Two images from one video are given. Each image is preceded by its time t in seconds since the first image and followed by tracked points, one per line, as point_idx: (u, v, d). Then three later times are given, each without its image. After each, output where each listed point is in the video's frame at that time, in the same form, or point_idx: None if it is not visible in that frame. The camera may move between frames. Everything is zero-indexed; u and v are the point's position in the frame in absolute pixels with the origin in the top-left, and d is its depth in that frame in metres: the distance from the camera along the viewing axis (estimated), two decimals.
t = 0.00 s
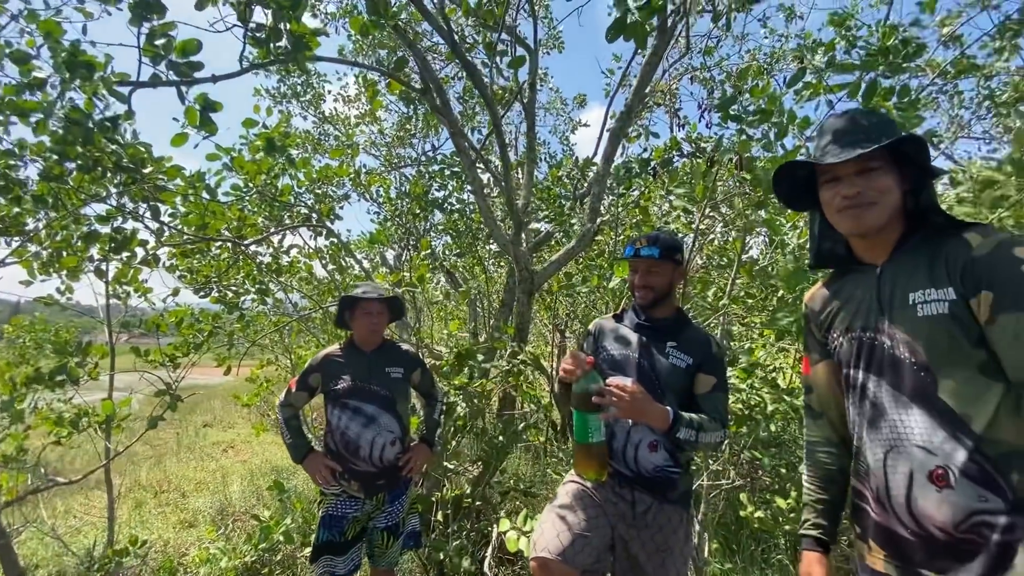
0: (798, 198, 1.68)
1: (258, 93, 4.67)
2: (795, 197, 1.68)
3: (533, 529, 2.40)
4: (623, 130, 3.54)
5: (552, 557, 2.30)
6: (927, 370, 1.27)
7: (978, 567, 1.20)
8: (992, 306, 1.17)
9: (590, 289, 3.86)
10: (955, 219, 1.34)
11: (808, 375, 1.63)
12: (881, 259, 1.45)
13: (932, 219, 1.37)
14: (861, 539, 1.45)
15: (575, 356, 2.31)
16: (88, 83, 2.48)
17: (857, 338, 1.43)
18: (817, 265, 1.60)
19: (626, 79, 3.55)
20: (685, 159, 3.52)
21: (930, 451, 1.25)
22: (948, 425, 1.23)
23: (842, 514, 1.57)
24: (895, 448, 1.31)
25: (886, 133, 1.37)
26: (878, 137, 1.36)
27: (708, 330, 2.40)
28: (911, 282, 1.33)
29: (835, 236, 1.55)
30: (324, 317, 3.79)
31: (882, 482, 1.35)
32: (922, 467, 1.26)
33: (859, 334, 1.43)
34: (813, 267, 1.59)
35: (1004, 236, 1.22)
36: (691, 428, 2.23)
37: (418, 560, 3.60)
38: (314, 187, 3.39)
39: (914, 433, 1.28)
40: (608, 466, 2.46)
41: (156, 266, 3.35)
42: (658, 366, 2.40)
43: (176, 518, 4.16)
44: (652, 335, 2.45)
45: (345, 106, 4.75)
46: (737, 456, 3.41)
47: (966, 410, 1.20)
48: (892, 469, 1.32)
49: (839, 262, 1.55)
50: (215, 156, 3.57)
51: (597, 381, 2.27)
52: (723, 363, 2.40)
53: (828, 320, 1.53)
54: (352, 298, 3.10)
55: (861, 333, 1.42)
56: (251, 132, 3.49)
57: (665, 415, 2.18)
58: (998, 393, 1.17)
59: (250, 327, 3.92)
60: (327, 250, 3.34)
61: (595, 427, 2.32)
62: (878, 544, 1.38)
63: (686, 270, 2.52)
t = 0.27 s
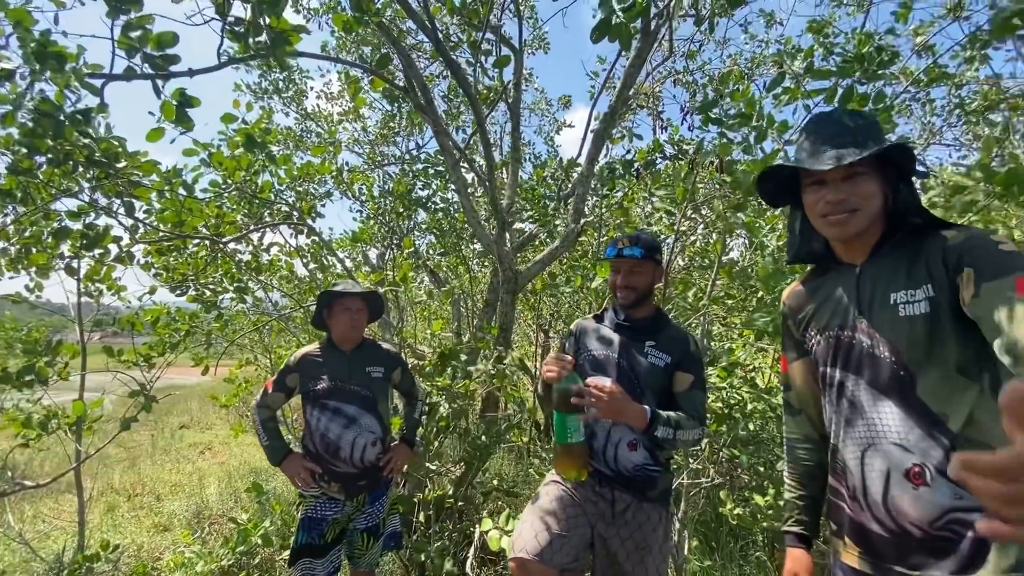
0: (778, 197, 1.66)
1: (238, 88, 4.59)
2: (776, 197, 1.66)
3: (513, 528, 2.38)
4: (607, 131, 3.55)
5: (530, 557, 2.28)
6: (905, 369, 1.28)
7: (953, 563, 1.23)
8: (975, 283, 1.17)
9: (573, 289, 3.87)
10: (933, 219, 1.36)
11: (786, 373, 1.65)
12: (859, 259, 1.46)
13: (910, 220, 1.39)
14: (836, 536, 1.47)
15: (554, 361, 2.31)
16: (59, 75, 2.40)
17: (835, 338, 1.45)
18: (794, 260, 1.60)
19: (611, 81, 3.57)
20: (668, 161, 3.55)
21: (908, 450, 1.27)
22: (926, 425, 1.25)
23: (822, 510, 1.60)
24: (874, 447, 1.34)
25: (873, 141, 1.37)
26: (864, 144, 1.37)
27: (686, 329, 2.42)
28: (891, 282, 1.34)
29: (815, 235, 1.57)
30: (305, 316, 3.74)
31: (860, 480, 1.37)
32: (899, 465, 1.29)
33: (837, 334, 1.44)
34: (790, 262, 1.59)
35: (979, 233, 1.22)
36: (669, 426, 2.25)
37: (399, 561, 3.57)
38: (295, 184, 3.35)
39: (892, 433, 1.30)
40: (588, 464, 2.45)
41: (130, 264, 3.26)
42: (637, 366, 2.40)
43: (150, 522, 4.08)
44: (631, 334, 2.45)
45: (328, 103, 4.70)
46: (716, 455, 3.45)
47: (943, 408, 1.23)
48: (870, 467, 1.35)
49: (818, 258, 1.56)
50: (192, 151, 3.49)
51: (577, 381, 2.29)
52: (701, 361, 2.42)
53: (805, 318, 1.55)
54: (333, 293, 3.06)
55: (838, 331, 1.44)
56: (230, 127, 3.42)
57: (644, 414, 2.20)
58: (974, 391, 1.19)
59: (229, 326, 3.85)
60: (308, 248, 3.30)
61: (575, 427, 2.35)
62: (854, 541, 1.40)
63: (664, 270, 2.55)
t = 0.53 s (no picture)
0: (753, 207, 1.64)
1: (222, 83, 4.52)
2: (750, 210, 1.63)
3: (497, 528, 2.39)
4: (595, 132, 3.56)
5: (512, 556, 2.29)
6: (888, 367, 1.29)
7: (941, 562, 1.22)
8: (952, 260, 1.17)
9: (561, 289, 3.87)
10: (905, 218, 1.37)
11: (773, 376, 1.65)
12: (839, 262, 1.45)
13: (881, 219, 1.40)
14: (827, 538, 1.46)
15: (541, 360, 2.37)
16: (36, 66, 2.33)
17: (819, 339, 1.44)
18: (777, 267, 1.61)
19: (599, 82, 3.58)
20: (655, 161, 3.57)
21: (893, 449, 1.27)
22: (911, 422, 1.25)
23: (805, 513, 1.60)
24: (860, 447, 1.33)
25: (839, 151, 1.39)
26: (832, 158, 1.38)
27: (670, 327, 2.39)
28: (870, 282, 1.35)
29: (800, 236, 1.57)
30: (290, 315, 3.69)
31: (847, 480, 1.37)
32: (886, 465, 1.28)
33: (821, 335, 1.44)
34: (770, 270, 1.61)
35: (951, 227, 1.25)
36: (652, 424, 2.23)
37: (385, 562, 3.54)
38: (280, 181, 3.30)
39: (878, 431, 1.30)
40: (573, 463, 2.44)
41: (110, 261, 3.19)
42: (621, 365, 2.38)
43: (130, 524, 4.03)
44: (615, 333, 2.43)
45: (316, 99, 4.66)
46: (702, 454, 3.47)
47: (925, 404, 1.23)
48: (857, 467, 1.34)
49: (796, 261, 1.57)
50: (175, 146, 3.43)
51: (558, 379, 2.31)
52: (685, 359, 2.39)
53: (790, 321, 1.54)
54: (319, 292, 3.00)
55: (822, 333, 1.44)
56: (214, 123, 3.37)
57: (625, 413, 2.18)
58: (956, 386, 1.19)
59: (212, 325, 3.79)
60: (293, 245, 3.27)
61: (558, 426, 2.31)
62: (844, 542, 1.39)
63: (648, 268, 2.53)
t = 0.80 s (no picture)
0: (734, 211, 1.64)
1: (210, 79, 4.47)
2: (731, 211, 1.62)
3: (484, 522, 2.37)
4: (586, 131, 3.56)
5: (497, 550, 2.26)
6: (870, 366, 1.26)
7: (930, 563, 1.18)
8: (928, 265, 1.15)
9: (552, 288, 3.87)
10: (882, 219, 1.36)
11: (758, 378, 1.62)
12: (819, 263, 1.43)
13: (861, 219, 1.39)
14: (815, 540, 1.43)
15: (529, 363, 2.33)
16: (18, 59, 2.28)
17: (804, 339, 1.41)
18: (757, 273, 1.56)
19: (591, 81, 3.58)
20: (646, 161, 3.58)
21: (877, 448, 1.24)
22: (894, 421, 1.22)
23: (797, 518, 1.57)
24: (845, 447, 1.30)
25: (813, 148, 1.40)
26: (806, 154, 1.39)
27: (660, 324, 2.38)
28: (852, 281, 1.33)
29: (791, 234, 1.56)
30: (279, 314, 3.66)
31: (834, 482, 1.34)
32: (870, 465, 1.25)
33: (805, 335, 1.41)
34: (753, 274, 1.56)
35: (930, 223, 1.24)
36: (642, 421, 2.21)
37: (374, 562, 3.51)
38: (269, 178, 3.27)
39: (862, 431, 1.27)
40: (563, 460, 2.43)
41: (94, 258, 3.13)
42: (610, 364, 2.38)
43: (114, 526, 3.96)
44: (604, 333, 2.42)
45: (305, 96, 4.63)
46: (691, 452, 3.49)
47: (909, 402, 1.20)
48: (843, 468, 1.31)
49: (779, 264, 1.53)
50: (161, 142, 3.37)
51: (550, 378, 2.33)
52: (675, 356, 2.38)
53: (773, 322, 1.51)
54: (303, 295, 2.91)
55: (806, 334, 1.41)
56: (202, 119, 3.32)
57: (616, 412, 2.17)
58: (940, 384, 1.17)
59: (200, 323, 3.75)
60: (282, 244, 3.24)
61: (548, 423, 2.34)
62: (832, 545, 1.36)
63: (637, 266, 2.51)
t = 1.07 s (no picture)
0: (724, 209, 1.61)
1: (201, 75, 4.44)
2: (721, 209, 1.60)
3: (477, 521, 2.37)
4: (580, 130, 3.56)
5: (490, 550, 2.27)
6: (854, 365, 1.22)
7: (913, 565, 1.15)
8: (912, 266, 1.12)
9: (546, 287, 3.87)
10: (870, 216, 1.32)
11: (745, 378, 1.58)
12: (808, 261, 1.38)
13: (846, 218, 1.35)
14: (798, 541, 1.39)
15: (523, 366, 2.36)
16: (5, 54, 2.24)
17: (788, 338, 1.37)
18: (745, 271, 1.51)
19: (585, 80, 3.57)
20: (640, 160, 3.58)
21: (860, 448, 1.20)
22: (878, 421, 1.18)
23: (780, 516, 1.54)
24: (828, 447, 1.26)
25: (800, 142, 1.36)
26: (791, 148, 1.35)
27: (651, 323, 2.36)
28: (837, 279, 1.28)
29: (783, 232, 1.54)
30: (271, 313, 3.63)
31: (817, 481, 1.30)
32: (853, 465, 1.21)
33: (790, 333, 1.37)
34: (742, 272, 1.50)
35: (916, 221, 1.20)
36: (632, 420, 2.20)
37: (367, 561, 3.49)
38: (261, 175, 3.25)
39: (845, 431, 1.23)
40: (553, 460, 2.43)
41: (84, 256, 3.09)
42: (602, 364, 2.37)
43: (104, 526, 3.93)
44: (595, 332, 2.41)
45: (298, 93, 4.60)
46: (683, 450, 3.49)
47: (892, 401, 1.16)
48: (826, 468, 1.27)
49: (767, 265, 1.48)
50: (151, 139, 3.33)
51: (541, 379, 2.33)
52: (666, 355, 2.37)
53: (758, 320, 1.47)
54: (291, 295, 2.87)
55: (790, 331, 1.37)
56: (193, 115, 3.29)
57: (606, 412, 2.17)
58: (923, 383, 1.13)
59: (191, 322, 3.72)
60: (274, 242, 3.22)
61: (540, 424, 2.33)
62: (814, 544, 1.32)
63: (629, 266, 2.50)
